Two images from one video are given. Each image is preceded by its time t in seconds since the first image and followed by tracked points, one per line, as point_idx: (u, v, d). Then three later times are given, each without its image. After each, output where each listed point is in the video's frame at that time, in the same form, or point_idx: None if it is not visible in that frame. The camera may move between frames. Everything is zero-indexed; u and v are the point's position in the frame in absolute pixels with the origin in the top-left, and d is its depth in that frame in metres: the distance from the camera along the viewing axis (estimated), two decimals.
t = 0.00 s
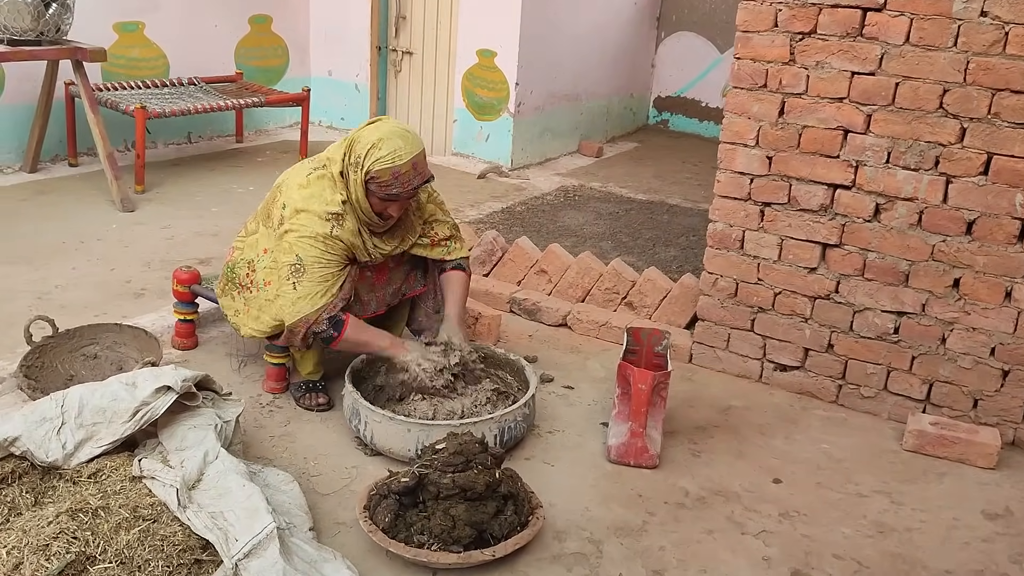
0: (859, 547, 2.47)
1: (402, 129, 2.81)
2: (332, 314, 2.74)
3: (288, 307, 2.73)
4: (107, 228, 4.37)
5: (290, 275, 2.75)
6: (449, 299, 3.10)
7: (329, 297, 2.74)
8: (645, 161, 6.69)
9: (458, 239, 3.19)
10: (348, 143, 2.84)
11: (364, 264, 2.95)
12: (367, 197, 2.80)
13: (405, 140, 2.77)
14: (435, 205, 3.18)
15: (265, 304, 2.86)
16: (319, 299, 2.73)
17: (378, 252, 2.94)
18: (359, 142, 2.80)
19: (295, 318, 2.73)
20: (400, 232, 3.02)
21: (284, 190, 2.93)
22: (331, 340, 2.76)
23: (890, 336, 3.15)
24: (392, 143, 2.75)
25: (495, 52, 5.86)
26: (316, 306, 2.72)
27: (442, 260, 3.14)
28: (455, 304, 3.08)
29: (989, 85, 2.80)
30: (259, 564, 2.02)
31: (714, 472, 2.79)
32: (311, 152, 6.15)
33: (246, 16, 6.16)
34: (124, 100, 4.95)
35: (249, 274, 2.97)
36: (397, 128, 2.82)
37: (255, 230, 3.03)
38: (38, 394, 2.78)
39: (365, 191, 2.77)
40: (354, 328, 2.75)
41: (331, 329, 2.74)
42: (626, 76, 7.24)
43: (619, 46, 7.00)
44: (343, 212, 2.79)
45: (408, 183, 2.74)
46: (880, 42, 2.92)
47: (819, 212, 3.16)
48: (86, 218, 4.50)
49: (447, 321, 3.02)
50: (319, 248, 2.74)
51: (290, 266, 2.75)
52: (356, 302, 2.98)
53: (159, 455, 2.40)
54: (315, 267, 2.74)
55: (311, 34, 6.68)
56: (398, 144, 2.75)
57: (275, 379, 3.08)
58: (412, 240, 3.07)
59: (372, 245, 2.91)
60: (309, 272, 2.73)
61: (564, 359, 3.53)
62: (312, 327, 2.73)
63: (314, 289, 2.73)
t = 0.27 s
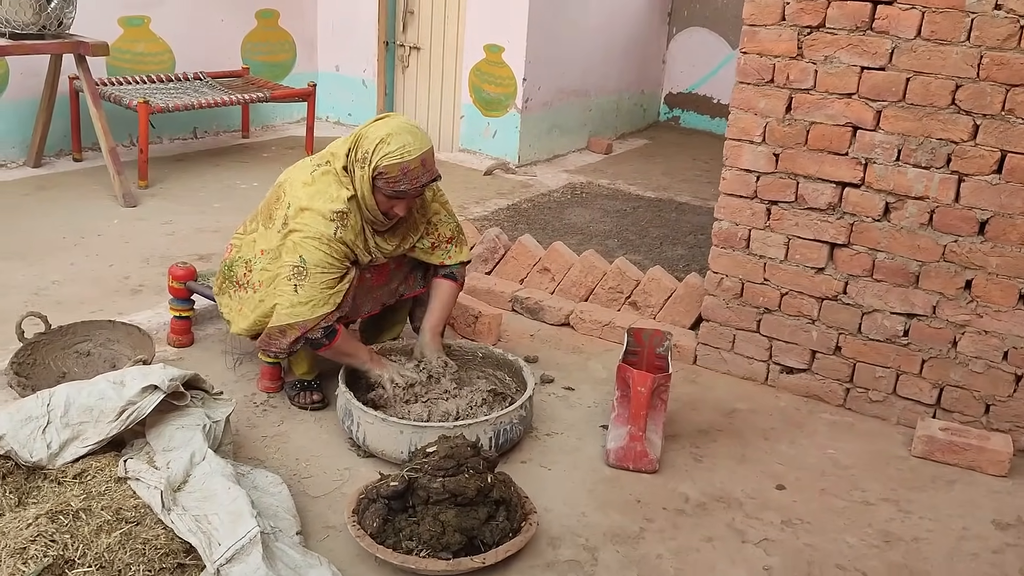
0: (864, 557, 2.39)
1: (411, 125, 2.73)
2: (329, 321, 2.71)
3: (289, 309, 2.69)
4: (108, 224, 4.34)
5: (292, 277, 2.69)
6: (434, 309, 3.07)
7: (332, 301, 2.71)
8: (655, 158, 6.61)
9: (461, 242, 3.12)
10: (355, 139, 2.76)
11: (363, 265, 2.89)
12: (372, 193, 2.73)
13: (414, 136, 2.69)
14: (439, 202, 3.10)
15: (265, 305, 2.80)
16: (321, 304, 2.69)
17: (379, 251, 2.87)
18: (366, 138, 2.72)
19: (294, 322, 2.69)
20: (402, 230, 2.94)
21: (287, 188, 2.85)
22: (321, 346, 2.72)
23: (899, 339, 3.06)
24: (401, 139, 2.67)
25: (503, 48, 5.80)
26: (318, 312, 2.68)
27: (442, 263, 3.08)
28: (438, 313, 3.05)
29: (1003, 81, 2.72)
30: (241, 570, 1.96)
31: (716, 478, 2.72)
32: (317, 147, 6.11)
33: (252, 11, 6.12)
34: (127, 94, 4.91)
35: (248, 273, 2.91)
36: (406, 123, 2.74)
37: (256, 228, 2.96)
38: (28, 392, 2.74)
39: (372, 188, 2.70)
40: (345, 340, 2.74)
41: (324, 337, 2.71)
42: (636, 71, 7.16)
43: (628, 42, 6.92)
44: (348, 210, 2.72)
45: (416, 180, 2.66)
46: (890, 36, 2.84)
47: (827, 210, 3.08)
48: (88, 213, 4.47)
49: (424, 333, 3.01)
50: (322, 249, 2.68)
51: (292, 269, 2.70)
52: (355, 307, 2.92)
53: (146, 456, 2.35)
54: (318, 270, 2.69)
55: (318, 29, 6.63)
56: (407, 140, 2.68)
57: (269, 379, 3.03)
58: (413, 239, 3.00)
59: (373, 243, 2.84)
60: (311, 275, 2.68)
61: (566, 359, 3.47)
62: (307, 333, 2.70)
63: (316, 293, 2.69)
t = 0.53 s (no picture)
0: (869, 568, 2.32)
1: (434, 142, 2.65)
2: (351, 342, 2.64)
3: (309, 329, 2.60)
4: (109, 220, 4.30)
5: (315, 296, 2.60)
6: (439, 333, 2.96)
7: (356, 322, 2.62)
8: (664, 155, 6.54)
9: (477, 259, 3.00)
10: (377, 152, 2.68)
11: (376, 280, 2.81)
12: (391, 211, 2.65)
13: (437, 155, 2.61)
14: (458, 218, 2.98)
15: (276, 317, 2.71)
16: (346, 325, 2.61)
17: (392, 264, 2.80)
18: (389, 152, 2.64)
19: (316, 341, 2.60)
20: (418, 244, 2.85)
21: (303, 193, 2.74)
22: (339, 365, 2.64)
23: (909, 342, 2.99)
24: (424, 158, 2.59)
25: (510, 43, 5.73)
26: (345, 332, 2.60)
27: (456, 281, 2.97)
28: (444, 338, 2.94)
29: (1018, 77, 2.63)
30: None
31: (719, 484, 2.65)
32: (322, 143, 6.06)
33: (258, 5, 6.07)
34: (130, 89, 4.87)
35: (254, 277, 2.79)
36: (429, 140, 2.66)
37: (266, 230, 2.84)
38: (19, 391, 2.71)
39: (393, 206, 2.62)
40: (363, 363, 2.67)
41: (345, 355, 2.63)
42: (645, 67, 7.08)
43: (638, 38, 6.84)
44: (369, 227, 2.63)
45: (436, 202, 2.59)
46: (901, 31, 2.76)
47: (835, 210, 3.01)
48: (89, 209, 4.43)
49: (429, 360, 2.91)
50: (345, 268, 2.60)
51: (315, 286, 2.60)
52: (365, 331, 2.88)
53: (134, 458, 2.30)
54: (342, 290, 2.60)
55: (325, 25, 6.58)
56: (430, 159, 2.60)
57: (265, 379, 2.98)
58: (428, 253, 2.90)
59: (387, 256, 2.77)
60: (334, 295, 2.59)
61: (568, 361, 3.41)
62: (334, 350, 2.61)
63: (340, 313, 2.59)
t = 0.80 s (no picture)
0: None
1: (427, 140, 2.54)
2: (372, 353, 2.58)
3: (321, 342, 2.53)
4: (108, 217, 4.24)
5: (327, 308, 2.53)
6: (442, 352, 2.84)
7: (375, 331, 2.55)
8: (673, 152, 6.44)
9: (474, 265, 2.91)
10: (368, 149, 2.57)
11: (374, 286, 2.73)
12: (382, 210, 2.55)
13: (430, 153, 2.50)
14: (454, 219, 2.88)
15: (281, 322, 2.64)
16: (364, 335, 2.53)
17: (390, 266, 2.72)
18: (379, 150, 2.54)
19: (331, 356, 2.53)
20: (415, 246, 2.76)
21: (298, 192, 2.65)
22: (357, 376, 2.57)
23: (923, 345, 2.89)
24: (414, 155, 2.49)
25: (516, 37, 5.65)
26: (365, 341, 2.52)
27: (453, 287, 2.87)
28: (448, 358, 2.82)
29: None
30: None
31: (725, 492, 2.57)
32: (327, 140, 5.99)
33: None
34: (131, 85, 4.81)
35: (254, 278, 2.72)
36: (421, 137, 2.56)
37: (261, 228, 2.76)
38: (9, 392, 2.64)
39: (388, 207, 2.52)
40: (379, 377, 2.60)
41: (364, 366, 2.56)
42: (655, 62, 6.98)
43: (647, 32, 6.74)
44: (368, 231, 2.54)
45: (425, 201, 2.48)
46: (916, 23, 2.66)
47: (847, 208, 2.91)
48: (88, 205, 4.37)
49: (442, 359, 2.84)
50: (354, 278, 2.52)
51: (326, 298, 2.53)
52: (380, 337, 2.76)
53: (120, 464, 2.23)
54: (352, 301, 2.53)
55: (330, 19, 6.51)
56: (421, 157, 2.49)
57: (261, 381, 2.92)
58: (424, 256, 2.81)
59: (384, 258, 2.67)
60: (345, 306, 2.53)
61: (572, 362, 3.32)
62: (353, 361, 2.54)
63: (351, 324, 2.52)
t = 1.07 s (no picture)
0: None
1: (386, 93, 2.51)
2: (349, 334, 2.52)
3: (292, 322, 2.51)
4: (107, 215, 4.16)
5: (295, 285, 2.51)
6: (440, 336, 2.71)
7: (343, 305, 2.51)
8: (686, 147, 6.31)
9: (459, 246, 2.82)
10: (328, 114, 2.55)
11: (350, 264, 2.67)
12: (350, 168, 2.52)
13: (391, 103, 2.47)
14: (432, 197, 2.82)
15: (257, 309, 2.62)
16: (334, 311, 2.49)
17: (365, 242, 2.66)
18: (338, 111, 2.51)
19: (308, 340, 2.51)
20: (389, 219, 2.71)
21: (264, 178, 2.64)
22: (339, 362, 2.51)
23: (947, 349, 2.77)
24: (374, 106, 2.45)
25: (526, 31, 5.54)
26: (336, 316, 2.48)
27: (439, 268, 2.77)
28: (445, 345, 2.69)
29: None
30: None
31: (739, 503, 2.46)
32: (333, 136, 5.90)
33: None
34: (132, 81, 4.73)
35: (233, 270, 2.71)
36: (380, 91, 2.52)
37: (237, 220, 2.76)
38: None
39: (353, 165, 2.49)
40: (365, 357, 2.53)
41: (343, 350, 2.50)
42: (667, 56, 6.85)
43: (659, 25, 6.61)
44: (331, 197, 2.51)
45: (394, 148, 2.45)
46: (940, 12, 2.54)
47: (866, 206, 2.79)
48: (89, 204, 4.30)
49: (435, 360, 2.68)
50: (318, 252, 2.49)
51: (292, 276, 2.51)
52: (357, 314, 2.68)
53: (106, 474, 2.14)
54: (318, 275, 2.49)
55: (337, 14, 6.41)
56: (383, 107, 2.46)
57: (257, 385, 2.83)
58: (401, 236, 2.74)
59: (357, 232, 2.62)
60: (313, 281, 2.49)
61: (580, 365, 3.22)
62: (326, 345, 2.50)
63: (322, 297, 2.49)
